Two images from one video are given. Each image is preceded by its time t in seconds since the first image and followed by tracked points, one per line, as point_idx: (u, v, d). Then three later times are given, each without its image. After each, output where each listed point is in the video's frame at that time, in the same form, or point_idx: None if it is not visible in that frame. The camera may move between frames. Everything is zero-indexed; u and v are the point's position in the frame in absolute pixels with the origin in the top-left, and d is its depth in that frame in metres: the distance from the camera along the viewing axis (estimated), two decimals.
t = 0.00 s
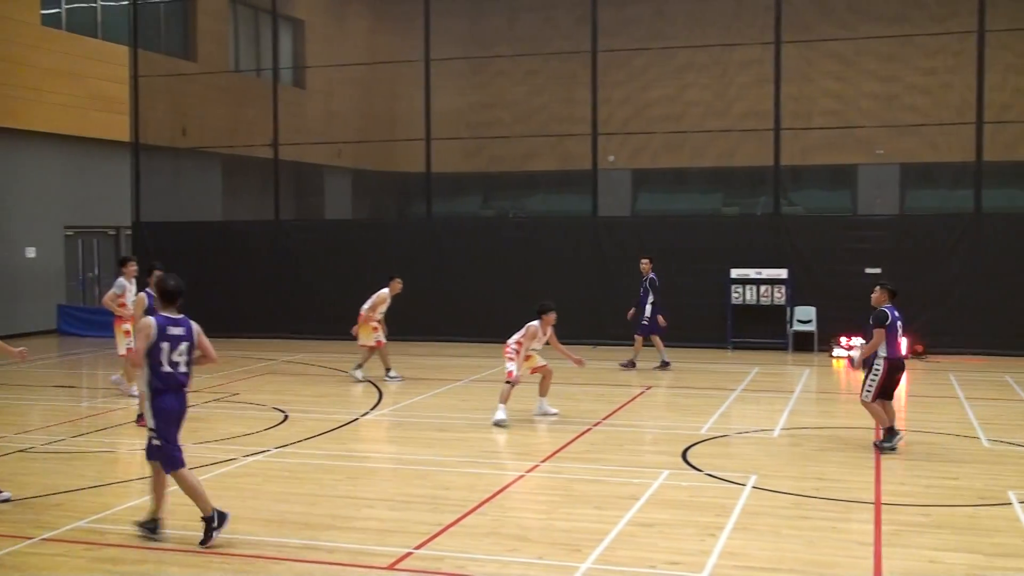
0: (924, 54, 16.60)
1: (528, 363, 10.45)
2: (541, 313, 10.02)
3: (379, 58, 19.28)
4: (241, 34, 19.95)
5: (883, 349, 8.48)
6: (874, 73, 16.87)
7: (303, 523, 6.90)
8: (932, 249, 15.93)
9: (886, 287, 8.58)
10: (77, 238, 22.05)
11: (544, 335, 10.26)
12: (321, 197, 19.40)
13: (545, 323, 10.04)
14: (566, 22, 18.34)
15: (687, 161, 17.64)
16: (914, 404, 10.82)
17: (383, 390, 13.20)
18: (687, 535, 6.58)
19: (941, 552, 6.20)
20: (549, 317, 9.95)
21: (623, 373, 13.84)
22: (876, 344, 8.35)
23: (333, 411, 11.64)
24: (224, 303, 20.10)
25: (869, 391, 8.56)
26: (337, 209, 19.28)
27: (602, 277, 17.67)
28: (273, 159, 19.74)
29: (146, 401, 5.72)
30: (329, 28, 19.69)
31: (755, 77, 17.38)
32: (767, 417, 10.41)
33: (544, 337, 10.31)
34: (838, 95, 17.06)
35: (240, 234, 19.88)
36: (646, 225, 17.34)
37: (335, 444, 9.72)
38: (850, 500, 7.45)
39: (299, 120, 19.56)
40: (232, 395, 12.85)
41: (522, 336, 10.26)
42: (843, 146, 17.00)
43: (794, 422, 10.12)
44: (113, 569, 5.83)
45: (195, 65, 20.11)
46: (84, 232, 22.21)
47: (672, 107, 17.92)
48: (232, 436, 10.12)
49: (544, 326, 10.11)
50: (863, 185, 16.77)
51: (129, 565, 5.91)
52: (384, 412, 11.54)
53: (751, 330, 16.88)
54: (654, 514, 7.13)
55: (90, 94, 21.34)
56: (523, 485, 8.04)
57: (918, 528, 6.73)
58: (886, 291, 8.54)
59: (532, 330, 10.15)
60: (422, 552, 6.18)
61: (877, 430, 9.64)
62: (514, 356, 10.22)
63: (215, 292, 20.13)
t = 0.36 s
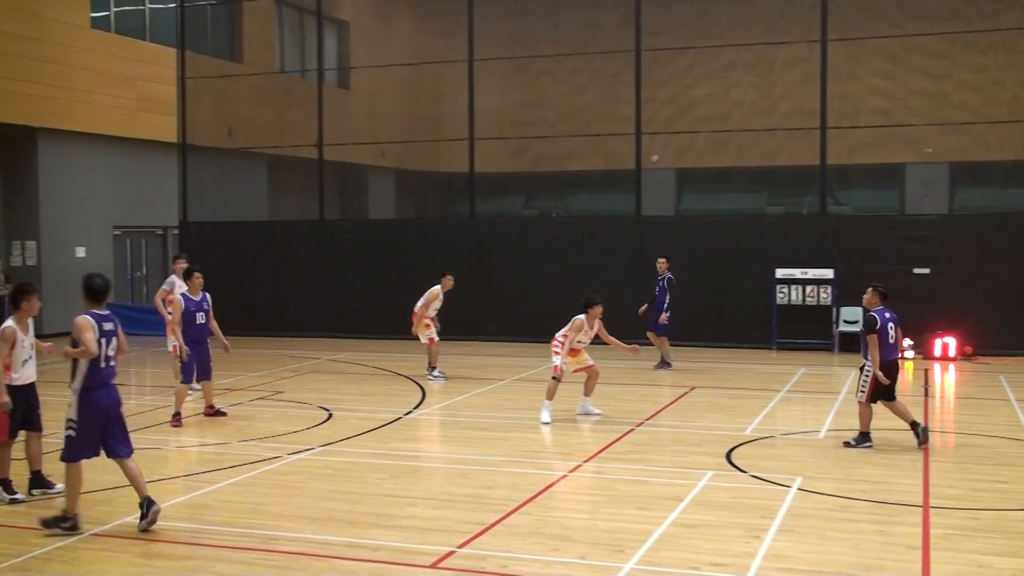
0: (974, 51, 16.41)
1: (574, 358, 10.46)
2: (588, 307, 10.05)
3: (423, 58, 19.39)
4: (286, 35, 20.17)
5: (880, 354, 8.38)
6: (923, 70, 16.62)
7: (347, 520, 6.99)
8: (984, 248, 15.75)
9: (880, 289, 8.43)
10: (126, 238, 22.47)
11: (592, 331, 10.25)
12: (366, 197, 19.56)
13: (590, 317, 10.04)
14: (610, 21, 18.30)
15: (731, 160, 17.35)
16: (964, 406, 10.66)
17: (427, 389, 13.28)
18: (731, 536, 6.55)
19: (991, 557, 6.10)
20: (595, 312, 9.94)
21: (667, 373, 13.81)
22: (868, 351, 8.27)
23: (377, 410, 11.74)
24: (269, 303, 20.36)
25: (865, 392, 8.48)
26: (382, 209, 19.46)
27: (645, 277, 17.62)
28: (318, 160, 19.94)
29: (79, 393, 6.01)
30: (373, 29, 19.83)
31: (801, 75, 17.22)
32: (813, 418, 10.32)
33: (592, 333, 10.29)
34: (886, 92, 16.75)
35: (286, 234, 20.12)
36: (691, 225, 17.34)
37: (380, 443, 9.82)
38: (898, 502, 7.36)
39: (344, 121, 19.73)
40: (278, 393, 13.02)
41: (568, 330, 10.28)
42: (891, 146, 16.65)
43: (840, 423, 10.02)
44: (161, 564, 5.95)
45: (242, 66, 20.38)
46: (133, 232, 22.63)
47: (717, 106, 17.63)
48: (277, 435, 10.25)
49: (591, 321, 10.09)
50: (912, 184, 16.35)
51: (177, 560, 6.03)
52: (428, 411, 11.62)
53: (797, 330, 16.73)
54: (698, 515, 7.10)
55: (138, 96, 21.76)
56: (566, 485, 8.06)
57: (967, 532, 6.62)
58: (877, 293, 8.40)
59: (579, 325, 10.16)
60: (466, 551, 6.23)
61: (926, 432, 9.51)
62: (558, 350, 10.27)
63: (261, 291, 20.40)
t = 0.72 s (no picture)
0: (1014, 50, 16.28)
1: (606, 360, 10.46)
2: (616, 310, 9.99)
3: (458, 59, 19.48)
4: (322, 36, 20.35)
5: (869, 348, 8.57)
6: (962, 68, 16.45)
7: (381, 519, 7.05)
8: None
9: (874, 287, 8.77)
10: (164, 238, 22.80)
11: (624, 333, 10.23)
12: (401, 197, 19.69)
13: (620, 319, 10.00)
14: (645, 20, 18.28)
15: (767, 159, 17.33)
16: (1004, 408, 10.51)
17: (461, 389, 13.32)
18: (767, 538, 6.52)
19: None
20: (624, 314, 9.88)
21: (701, 374, 13.76)
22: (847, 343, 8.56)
23: (411, 409, 11.82)
24: (303, 302, 20.55)
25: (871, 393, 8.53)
26: (416, 209, 19.56)
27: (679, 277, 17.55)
28: (353, 160, 20.08)
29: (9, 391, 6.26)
30: (408, 29, 19.93)
31: (838, 74, 17.06)
32: (850, 419, 10.23)
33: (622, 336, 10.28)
34: (924, 91, 16.59)
35: (320, 234, 20.29)
36: (727, 225, 17.23)
37: (415, 442, 9.88)
38: (936, 505, 7.28)
39: (380, 121, 19.86)
40: (312, 392, 13.14)
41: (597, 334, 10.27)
42: (929, 145, 16.50)
43: (877, 425, 9.93)
44: (198, 561, 6.04)
45: (278, 67, 20.59)
46: (170, 232, 22.95)
47: (752, 105, 17.56)
48: (312, 433, 10.35)
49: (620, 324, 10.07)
50: (950, 182, 16.33)
51: (213, 557, 6.11)
52: (461, 411, 11.64)
53: (831, 331, 16.60)
54: (733, 517, 7.07)
55: (176, 97, 22.07)
56: (599, 485, 8.06)
57: (1006, 535, 6.55)
58: (871, 290, 8.77)
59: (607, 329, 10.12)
60: (499, 551, 6.26)
61: (965, 434, 9.41)
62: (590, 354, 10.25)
63: (295, 291, 20.58)
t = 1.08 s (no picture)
0: None
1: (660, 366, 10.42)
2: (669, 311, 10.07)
3: (491, 59, 19.50)
4: (355, 37, 20.47)
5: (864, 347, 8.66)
6: (1002, 66, 16.20)
7: (414, 518, 7.10)
8: None
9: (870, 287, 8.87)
10: (199, 238, 23.08)
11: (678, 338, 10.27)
12: (434, 197, 19.78)
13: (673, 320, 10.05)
14: (679, 19, 18.21)
15: (803, 160, 17.15)
16: None
17: (493, 389, 13.36)
18: (801, 540, 6.49)
19: None
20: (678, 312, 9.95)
21: (735, 375, 13.68)
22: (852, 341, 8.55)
23: (443, 409, 11.88)
24: (336, 301, 20.71)
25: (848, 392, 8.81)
26: (449, 209, 19.64)
27: (714, 278, 17.59)
28: (386, 160, 20.19)
29: None
30: (441, 30, 19.99)
31: (875, 73, 16.89)
32: (887, 421, 10.14)
33: (677, 340, 10.30)
34: (961, 89, 16.37)
35: (354, 234, 20.43)
36: (762, 225, 17.23)
37: (448, 442, 9.93)
38: (975, 508, 7.20)
39: (413, 121, 19.94)
40: (346, 392, 13.24)
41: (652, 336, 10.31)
42: (966, 143, 16.23)
43: (914, 426, 9.83)
44: (232, 558, 6.11)
45: (312, 68, 20.73)
46: (205, 232, 23.23)
47: (786, 105, 17.41)
48: (345, 432, 10.44)
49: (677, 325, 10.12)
50: (989, 184, 15.96)
51: (247, 555, 6.19)
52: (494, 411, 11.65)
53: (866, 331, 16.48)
54: (768, 518, 7.04)
55: (210, 98, 22.30)
56: (632, 486, 8.05)
57: None
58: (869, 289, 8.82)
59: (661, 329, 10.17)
60: (531, 550, 6.28)
61: (1003, 436, 9.29)
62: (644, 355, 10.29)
63: (329, 290, 20.75)
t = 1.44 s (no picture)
0: None
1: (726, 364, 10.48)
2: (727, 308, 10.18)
3: (526, 59, 19.55)
4: (391, 38, 20.59)
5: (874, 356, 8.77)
6: None
7: (449, 517, 7.15)
8: None
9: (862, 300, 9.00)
10: (236, 237, 23.36)
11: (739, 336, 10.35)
12: (469, 197, 19.86)
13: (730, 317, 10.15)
14: (714, 18, 18.15)
15: (840, 159, 17.12)
16: None
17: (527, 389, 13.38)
18: (839, 543, 6.44)
19: None
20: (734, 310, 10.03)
21: (771, 376, 13.59)
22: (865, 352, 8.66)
23: (478, 409, 11.93)
24: (372, 301, 20.85)
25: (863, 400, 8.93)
26: (484, 209, 19.71)
27: (750, 278, 17.50)
28: (422, 160, 20.29)
29: None
30: (476, 31, 20.05)
31: (913, 71, 16.68)
32: (926, 423, 10.02)
33: (738, 337, 10.36)
34: (1002, 87, 16.17)
35: (390, 234, 20.57)
36: (799, 225, 17.10)
37: (482, 441, 9.96)
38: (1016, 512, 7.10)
39: (448, 122, 20.03)
40: (381, 391, 13.33)
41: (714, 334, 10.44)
42: (1007, 141, 16.06)
43: (953, 429, 9.71)
44: (269, 557, 6.19)
45: (348, 69, 20.88)
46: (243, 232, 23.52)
47: (825, 105, 17.29)
48: (381, 431, 10.53)
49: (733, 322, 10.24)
50: None
51: (283, 552, 6.27)
52: (527, 411, 11.66)
53: (905, 333, 16.31)
54: (804, 520, 6.99)
55: (248, 100, 22.59)
56: (666, 487, 8.04)
57: None
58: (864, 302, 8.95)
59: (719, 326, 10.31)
60: (566, 551, 6.30)
61: None
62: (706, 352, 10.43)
63: (364, 290, 20.89)
